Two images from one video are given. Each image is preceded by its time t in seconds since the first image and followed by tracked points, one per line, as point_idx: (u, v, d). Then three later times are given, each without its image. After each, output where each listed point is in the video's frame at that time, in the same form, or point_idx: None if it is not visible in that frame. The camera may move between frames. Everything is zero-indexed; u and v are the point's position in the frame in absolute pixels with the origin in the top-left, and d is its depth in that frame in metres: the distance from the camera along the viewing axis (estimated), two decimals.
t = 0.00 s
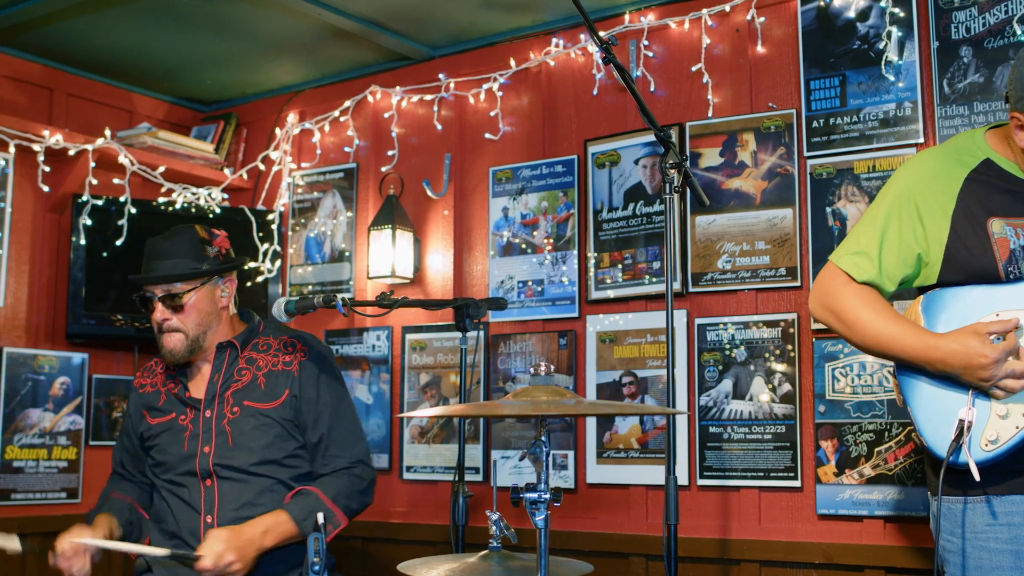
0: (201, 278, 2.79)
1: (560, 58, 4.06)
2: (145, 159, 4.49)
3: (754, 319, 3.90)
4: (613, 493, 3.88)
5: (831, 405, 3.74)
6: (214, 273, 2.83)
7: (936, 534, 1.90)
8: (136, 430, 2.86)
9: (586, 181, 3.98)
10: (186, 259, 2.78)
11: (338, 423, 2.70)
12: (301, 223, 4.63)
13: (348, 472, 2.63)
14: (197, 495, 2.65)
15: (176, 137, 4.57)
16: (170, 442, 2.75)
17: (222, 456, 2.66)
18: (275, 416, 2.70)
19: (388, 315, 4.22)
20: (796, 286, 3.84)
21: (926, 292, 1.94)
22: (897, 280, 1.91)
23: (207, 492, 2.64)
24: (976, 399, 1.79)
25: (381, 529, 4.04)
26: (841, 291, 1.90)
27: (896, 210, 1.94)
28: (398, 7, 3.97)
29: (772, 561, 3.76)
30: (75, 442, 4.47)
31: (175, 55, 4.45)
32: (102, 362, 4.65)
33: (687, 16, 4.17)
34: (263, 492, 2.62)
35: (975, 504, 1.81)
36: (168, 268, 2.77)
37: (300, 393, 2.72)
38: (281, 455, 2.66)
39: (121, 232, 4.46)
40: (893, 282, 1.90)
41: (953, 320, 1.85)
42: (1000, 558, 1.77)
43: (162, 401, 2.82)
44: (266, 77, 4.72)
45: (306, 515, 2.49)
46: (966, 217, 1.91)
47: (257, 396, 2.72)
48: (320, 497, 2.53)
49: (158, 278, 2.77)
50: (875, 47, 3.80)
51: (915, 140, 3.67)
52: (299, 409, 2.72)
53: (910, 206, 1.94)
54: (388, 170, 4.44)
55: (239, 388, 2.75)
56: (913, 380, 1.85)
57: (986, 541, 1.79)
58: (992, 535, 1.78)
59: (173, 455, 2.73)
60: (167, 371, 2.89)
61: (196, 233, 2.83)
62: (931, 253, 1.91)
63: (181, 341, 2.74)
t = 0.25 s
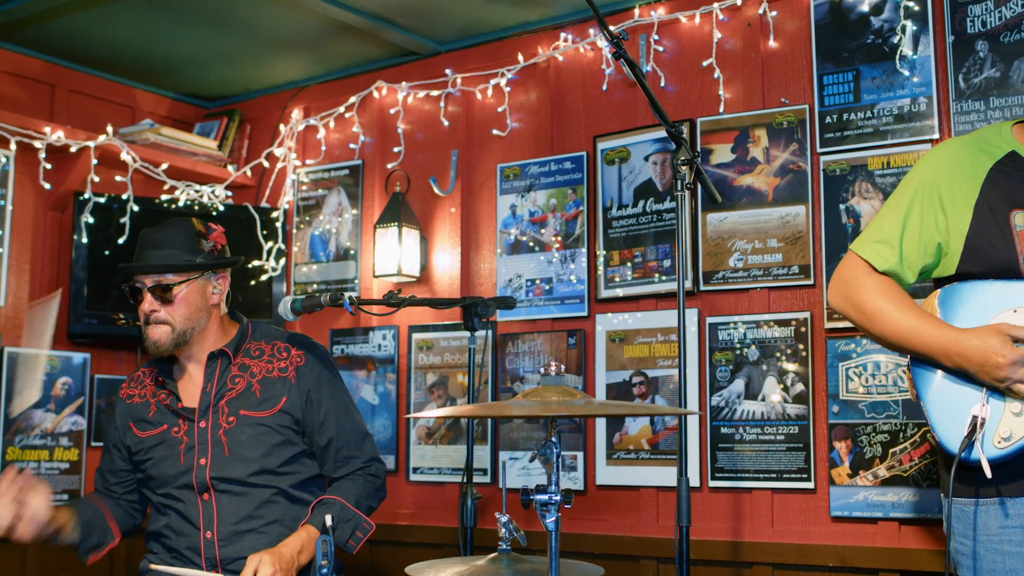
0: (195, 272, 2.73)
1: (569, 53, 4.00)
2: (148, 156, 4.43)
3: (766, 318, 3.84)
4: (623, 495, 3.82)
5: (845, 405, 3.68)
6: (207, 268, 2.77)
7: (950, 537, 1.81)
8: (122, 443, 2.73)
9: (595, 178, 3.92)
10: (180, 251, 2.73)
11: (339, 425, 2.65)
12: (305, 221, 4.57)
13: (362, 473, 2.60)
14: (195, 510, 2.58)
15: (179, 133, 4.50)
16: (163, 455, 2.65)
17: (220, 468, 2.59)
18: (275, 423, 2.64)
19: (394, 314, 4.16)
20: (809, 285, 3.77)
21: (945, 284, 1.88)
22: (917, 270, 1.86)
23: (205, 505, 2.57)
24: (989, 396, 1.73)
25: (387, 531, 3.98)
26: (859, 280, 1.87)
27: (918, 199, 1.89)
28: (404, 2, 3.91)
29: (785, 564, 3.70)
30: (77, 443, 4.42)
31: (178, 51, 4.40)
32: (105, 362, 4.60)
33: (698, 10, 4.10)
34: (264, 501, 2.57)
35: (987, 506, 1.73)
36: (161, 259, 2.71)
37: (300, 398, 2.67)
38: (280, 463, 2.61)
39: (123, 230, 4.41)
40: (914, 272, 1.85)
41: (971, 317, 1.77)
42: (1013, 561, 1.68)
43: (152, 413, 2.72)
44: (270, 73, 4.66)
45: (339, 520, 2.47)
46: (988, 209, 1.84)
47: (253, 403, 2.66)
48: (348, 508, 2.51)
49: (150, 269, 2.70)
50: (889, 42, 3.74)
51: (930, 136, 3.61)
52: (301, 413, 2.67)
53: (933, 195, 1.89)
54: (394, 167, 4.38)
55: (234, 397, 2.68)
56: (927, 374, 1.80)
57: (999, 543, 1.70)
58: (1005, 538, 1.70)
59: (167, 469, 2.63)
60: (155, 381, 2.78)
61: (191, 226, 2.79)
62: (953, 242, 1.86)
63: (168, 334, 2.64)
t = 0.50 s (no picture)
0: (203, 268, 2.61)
1: (578, 47, 3.93)
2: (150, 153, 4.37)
3: (777, 316, 3.78)
4: (633, 497, 3.76)
5: (860, 405, 3.62)
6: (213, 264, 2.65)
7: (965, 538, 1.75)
8: (109, 436, 2.56)
9: (604, 175, 3.86)
10: (188, 244, 2.61)
11: (346, 414, 2.59)
12: (310, 218, 4.51)
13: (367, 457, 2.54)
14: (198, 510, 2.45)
15: (181, 130, 4.44)
16: (164, 452, 2.50)
17: (227, 463, 2.48)
18: (282, 412, 2.55)
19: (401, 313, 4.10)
20: (822, 283, 3.71)
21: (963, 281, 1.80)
22: (935, 265, 1.78)
23: (209, 505, 2.44)
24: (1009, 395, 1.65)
25: (394, 533, 3.92)
26: (877, 274, 1.80)
27: (936, 193, 1.81)
28: None
29: (798, 567, 3.64)
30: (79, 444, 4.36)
31: (180, 46, 4.33)
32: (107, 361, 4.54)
33: (709, 3, 4.03)
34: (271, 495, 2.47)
35: (1006, 508, 1.66)
36: (168, 253, 2.58)
37: (305, 386, 2.60)
38: (287, 453, 2.52)
39: (125, 228, 4.35)
40: (932, 267, 1.78)
41: (989, 314, 1.71)
42: None
43: (149, 409, 2.56)
44: (274, 68, 4.59)
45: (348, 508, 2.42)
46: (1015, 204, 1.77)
47: (259, 393, 2.57)
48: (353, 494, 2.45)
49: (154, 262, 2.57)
50: (904, 36, 3.67)
51: (946, 131, 3.54)
52: (307, 402, 2.59)
53: (953, 188, 1.81)
54: (400, 163, 4.32)
55: (237, 388, 2.58)
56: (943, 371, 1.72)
57: (1019, 548, 1.64)
58: None
59: (169, 467, 2.49)
60: (148, 376, 2.62)
61: (196, 218, 2.67)
62: (972, 236, 1.77)
63: (176, 330, 2.53)
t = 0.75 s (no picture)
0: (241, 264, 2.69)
1: (586, 42, 3.87)
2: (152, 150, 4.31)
3: (788, 315, 3.71)
4: (644, 499, 3.70)
5: (874, 406, 3.56)
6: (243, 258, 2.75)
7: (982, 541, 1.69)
8: (107, 429, 2.56)
9: (613, 171, 3.80)
10: (225, 244, 2.66)
11: (353, 410, 2.67)
12: (314, 215, 4.45)
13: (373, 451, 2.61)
14: (206, 502, 2.45)
15: (184, 126, 4.39)
16: (172, 445, 2.51)
17: (237, 456, 2.51)
18: (291, 407, 2.61)
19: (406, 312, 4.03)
20: (836, 281, 3.64)
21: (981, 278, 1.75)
22: (951, 262, 1.74)
23: (220, 497, 2.46)
24: None
25: (400, 536, 3.86)
26: (893, 270, 1.76)
27: (954, 189, 1.77)
28: None
29: (812, 570, 3.57)
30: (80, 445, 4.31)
31: (182, 41, 4.27)
32: (108, 361, 4.48)
33: None
34: (279, 489, 2.50)
35: None
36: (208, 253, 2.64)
37: (313, 382, 2.67)
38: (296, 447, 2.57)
39: (126, 226, 4.29)
40: (949, 264, 1.74)
41: (1008, 312, 1.66)
42: None
43: (155, 401, 2.57)
44: (277, 63, 4.53)
45: (369, 502, 2.50)
46: None
47: (269, 388, 2.62)
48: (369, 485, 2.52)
49: (194, 261, 2.64)
50: (919, 29, 3.60)
51: (962, 126, 3.48)
52: (314, 398, 2.65)
53: (969, 183, 1.77)
54: (406, 160, 4.25)
55: (247, 381, 2.62)
56: (961, 368, 1.67)
57: None
58: None
59: (177, 460, 2.50)
60: (152, 370, 2.63)
61: (230, 216, 2.73)
62: (988, 232, 1.73)
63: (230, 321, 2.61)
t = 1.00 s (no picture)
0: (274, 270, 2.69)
1: (597, 35, 3.80)
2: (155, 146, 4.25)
3: (802, 313, 3.65)
4: (655, 501, 3.64)
5: (891, 406, 3.49)
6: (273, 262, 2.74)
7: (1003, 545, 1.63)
8: (118, 428, 2.53)
9: (624, 167, 3.73)
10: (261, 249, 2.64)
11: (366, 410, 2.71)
12: (320, 212, 4.39)
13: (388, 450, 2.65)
14: (223, 496, 2.46)
15: (187, 122, 4.32)
16: (187, 440, 2.51)
17: (253, 451, 2.52)
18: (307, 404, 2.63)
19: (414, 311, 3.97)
20: (852, 279, 3.58)
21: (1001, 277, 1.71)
22: (968, 260, 1.69)
23: (236, 492, 2.47)
24: None
25: (407, 538, 3.79)
26: (908, 266, 1.71)
27: (970, 186, 1.72)
28: None
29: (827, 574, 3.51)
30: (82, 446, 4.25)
31: (185, 36, 4.21)
32: (110, 361, 4.41)
33: None
34: (296, 484, 2.52)
35: None
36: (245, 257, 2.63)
37: (328, 380, 2.70)
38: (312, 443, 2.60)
39: (129, 224, 4.23)
40: (966, 262, 1.69)
41: None
42: None
43: (169, 397, 2.55)
44: (281, 58, 4.46)
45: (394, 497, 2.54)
46: None
47: (285, 384, 2.64)
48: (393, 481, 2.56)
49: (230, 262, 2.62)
50: (936, 22, 3.53)
51: (980, 121, 3.41)
52: (329, 396, 2.68)
53: (986, 179, 1.72)
54: (413, 156, 4.19)
55: (262, 377, 2.64)
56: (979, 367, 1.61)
57: None
58: None
59: (191, 455, 2.50)
60: (165, 366, 2.62)
61: (266, 221, 2.70)
62: (1008, 230, 1.68)
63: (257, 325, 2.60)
